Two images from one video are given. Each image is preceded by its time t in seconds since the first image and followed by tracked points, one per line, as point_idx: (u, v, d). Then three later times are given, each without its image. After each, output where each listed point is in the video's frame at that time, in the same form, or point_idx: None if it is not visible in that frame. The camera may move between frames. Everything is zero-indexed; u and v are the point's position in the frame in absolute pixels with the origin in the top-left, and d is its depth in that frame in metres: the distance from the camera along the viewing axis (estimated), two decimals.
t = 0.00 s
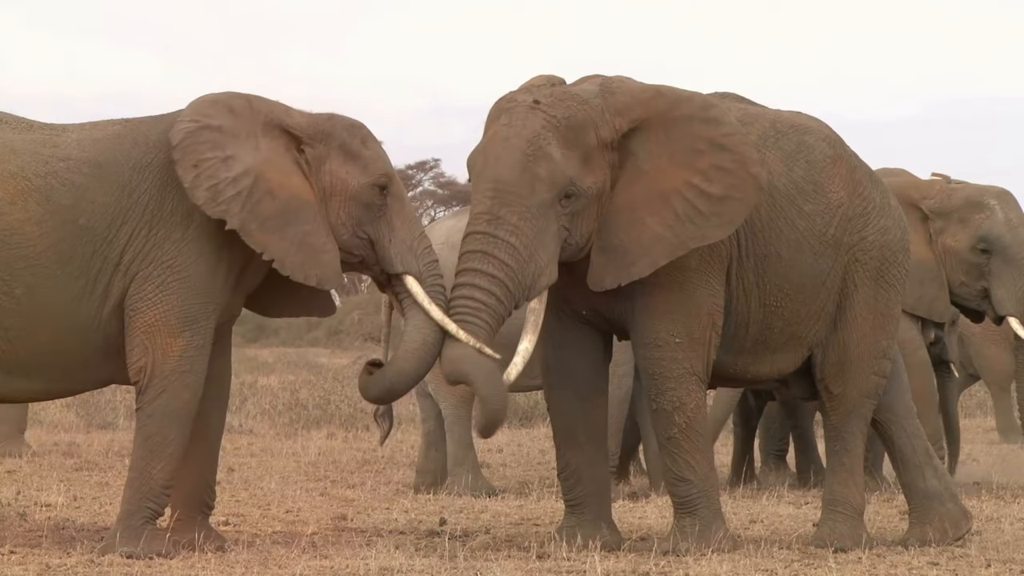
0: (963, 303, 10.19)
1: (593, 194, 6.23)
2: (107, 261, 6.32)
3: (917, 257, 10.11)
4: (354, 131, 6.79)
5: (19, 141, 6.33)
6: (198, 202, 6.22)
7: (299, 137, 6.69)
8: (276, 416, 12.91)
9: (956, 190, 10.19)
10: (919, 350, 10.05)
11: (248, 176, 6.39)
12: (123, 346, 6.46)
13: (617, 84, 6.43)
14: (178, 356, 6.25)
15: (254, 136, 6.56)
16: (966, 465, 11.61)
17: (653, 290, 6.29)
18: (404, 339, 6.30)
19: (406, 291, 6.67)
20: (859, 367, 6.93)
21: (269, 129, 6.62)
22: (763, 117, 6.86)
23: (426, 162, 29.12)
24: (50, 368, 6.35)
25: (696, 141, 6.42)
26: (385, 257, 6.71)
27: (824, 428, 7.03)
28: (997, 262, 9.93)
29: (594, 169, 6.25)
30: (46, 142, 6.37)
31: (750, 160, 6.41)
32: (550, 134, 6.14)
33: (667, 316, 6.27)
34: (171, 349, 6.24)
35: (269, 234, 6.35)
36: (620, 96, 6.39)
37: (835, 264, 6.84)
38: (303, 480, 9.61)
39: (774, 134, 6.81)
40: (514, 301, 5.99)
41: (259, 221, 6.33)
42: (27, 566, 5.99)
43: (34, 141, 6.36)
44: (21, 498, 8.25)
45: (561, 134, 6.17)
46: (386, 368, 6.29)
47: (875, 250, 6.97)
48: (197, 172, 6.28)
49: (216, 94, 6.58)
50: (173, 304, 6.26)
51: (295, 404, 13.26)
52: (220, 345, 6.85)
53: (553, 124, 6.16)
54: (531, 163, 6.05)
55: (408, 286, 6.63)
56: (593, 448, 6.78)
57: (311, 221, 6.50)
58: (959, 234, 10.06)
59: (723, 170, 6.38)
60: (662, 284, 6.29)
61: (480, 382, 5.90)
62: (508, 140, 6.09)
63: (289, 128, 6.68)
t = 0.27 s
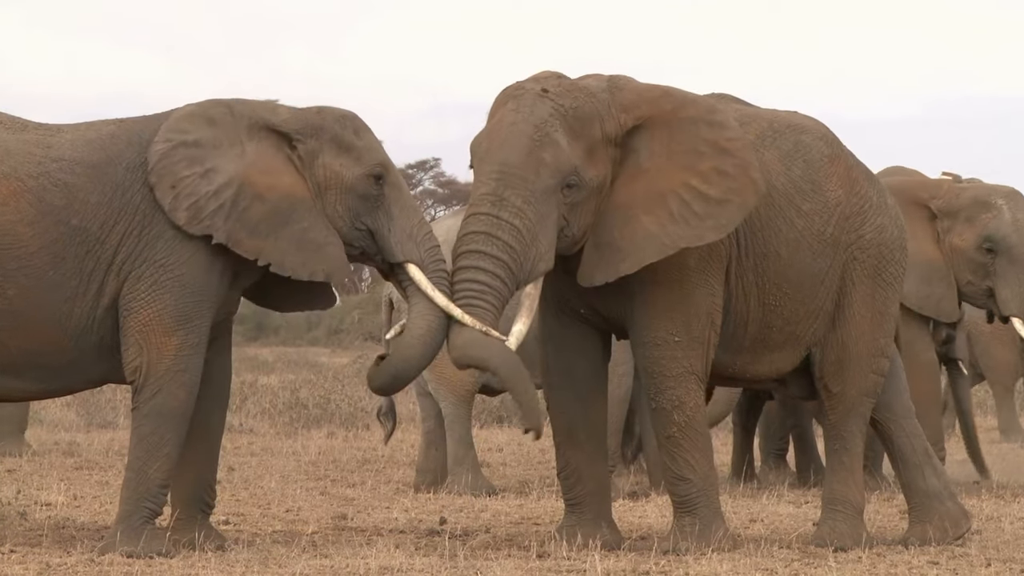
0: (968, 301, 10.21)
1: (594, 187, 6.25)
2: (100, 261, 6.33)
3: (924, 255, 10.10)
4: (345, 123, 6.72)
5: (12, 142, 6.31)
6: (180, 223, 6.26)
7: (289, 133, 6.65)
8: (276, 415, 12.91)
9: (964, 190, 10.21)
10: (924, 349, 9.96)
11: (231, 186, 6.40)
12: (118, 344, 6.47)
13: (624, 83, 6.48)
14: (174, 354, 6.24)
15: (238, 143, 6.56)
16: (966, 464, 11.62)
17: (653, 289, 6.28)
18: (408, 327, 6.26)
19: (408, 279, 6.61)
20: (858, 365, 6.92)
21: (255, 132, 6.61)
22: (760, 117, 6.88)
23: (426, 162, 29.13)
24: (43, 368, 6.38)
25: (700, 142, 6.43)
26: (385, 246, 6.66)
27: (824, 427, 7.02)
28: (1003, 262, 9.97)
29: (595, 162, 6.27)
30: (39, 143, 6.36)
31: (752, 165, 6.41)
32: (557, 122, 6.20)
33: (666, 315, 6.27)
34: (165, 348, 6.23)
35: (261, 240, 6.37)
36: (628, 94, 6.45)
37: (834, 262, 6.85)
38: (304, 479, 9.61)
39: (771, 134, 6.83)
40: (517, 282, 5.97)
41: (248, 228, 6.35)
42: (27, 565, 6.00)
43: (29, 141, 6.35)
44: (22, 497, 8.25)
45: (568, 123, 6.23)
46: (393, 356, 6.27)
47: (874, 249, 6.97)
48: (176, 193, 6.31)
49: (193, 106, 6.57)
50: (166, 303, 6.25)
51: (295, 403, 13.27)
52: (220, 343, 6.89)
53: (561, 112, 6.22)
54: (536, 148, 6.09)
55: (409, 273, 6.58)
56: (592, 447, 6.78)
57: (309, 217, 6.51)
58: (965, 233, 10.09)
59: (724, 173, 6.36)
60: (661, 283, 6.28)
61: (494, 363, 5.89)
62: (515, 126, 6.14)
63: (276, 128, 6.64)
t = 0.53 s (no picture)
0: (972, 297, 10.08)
1: (593, 182, 6.25)
2: (91, 260, 6.31)
3: (928, 251, 9.95)
4: (336, 115, 6.70)
5: (2, 143, 6.32)
6: (174, 226, 6.26)
7: (280, 128, 6.60)
8: (276, 415, 12.91)
9: (971, 186, 10.05)
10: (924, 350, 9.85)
11: (223, 186, 6.38)
12: (111, 343, 6.45)
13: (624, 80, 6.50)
14: (170, 353, 6.23)
15: (228, 141, 6.53)
16: (967, 464, 11.62)
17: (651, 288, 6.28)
18: (412, 322, 6.33)
19: (405, 270, 6.63)
20: (856, 363, 6.92)
21: (245, 129, 6.57)
22: (757, 117, 6.88)
23: (427, 162, 29.12)
24: (35, 367, 6.37)
25: (701, 139, 6.45)
26: (380, 237, 6.66)
27: (823, 426, 7.01)
28: (1006, 260, 9.82)
29: (595, 157, 6.28)
30: (30, 144, 6.36)
31: (757, 163, 6.43)
32: (556, 116, 6.21)
33: (664, 315, 6.26)
34: (160, 348, 6.22)
35: (255, 238, 6.36)
36: (628, 91, 6.46)
37: (832, 261, 6.84)
38: (303, 479, 9.61)
39: (768, 133, 6.82)
40: (516, 271, 5.99)
41: (241, 226, 6.33)
42: (26, 565, 6.00)
43: (19, 143, 6.35)
44: (22, 498, 8.25)
45: (568, 117, 6.24)
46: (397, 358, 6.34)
47: (872, 247, 6.96)
48: (167, 196, 6.29)
49: (181, 107, 6.55)
50: (159, 302, 6.22)
51: (295, 403, 13.27)
52: (218, 341, 6.86)
53: (561, 106, 6.24)
54: (536, 140, 6.10)
55: (406, 265, 6.60)
56: (592, 447, 6.78)
57: (305, 212, 6.51)
58: (968, 230, 9.93)
59: (727, 168, 6.39)
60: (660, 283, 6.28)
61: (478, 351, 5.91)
62: (515, 117, 6.15)
63: (265, 123, 6.60)
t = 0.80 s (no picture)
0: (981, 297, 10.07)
1: (587, 172, 6.27)
2: (83, 258, 6.30)
3: (934, 250, 9.95)
4: (323, 104, 6.70)
5: None
6: (168, 212, 6.22)
7: (268, 117, 6.60)
8: (276, 415, 12.91)
9: (977, 184, 10.03)
10: (929, 351, 9.83)
11: (215, 173, 6.36)
12: (104, 341, 6.45)
13: (620, 74, 6.54)
14: (168, 352, 6.23)
15: (218, 131, 6.52)
16: (966, 463, 11.62)
17: (648, 287, 6.27)
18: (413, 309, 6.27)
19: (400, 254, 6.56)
20: (854, 362, 6.92)
21: (234, 118, 6.56)
22: (753, 116, 6.87)
23: (426, 161, 29.12)
24: (28, 365, 6.38)
25: (695, 132, 6.44)
26: (374, 222, 6.61)
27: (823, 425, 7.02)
28: (1012, 258, 9.76)
29: (590, 147, 6.30)
30: (20, 143, 6.35)
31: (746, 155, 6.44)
32: (551, 104, 6.23)
33: (662, 313, 6.25)
34: (157, 346, 6.22)
35: (250, 224, 6.34)
36: (624, 85, 6.49)
37: (829, 259, 6.83)
38: (303, 479, 9.61)
39: (764, 133, 6.81)
40: (512, 255, 5.95)
41: (236, 212, 6.31)
42: (26, 565, 6.00)
43: (9, 141, 6.34)
44: (22, 497, 8.24)
45: (563, 105, 6.26)
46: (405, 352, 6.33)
47: (870, 245, 6.95)
48: (160, 183, 6.26)
49: (170, 98, 6.53)
50: (153, 300, 6.21)
51: (295, 403, 13.26)
52: (216, 339, 6.84)
53: (557, 94, 6.26)
54: (531, 125, 6.12)
55: (402, 248, 6.52)
56: (591, 446, 6.78)
57: (295, 200, 6.47)
58: (975, 228, 9.90)
59: (721, 161, 6.39)
60: (657, 281, 6.27)
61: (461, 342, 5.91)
62: (511, 104, 6.17)
63: (254, 112, 6.59)
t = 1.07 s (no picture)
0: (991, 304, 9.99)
1: (586, 164, 6.29)
2: (75, 264, 6.29)
3: (943, 256, 9.97)
4: (310, 100, 6.68)
5: None
6: (157, 217, 6.24)
7: (256, 114, 6.60)
8: (276, 421, 12.91)
9: (984, 190, 10.06)
10: (932, 357, 9.81)
11: (203, 174, 6.37)
12: (96, 346, 6.45)
13: (615, 75, 6.54)
14: (164, 356, 6.23)
15: (205, 130, 6.52)
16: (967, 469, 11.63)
17: (646, 292, 6.28)
18: (420, 298, 6.29)
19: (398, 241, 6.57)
20: (855, 368, 6.92)
21: (220, 118, 6.56)
22: (750, 121, 6.87)
23: (427, 167, 29.13)
24: (20, 372, 6.36)
25: (693, 130, 6.46)
26: (369, 212, 6.61)
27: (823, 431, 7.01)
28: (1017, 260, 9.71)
29: (587, 139, 6.32)
30: (11, 148, 6.34)
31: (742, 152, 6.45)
32: (549, 95, 6.25)
33: (660, 318, 6.26)
34: (153, 352, 6.21)
35: (240, 224, 6.34)
36: (619, 83, 6.50)
37: (827, 264, 6.83)
38: (304, 485, 9.61)
39: (761, 139, 6.80)
40: (514, 239, 5.95)
41: (225, 213, 6.32)
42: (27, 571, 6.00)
43: None
44: (23, 503, 8.24)
45: (560, 98, 6.29)
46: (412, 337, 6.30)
47: (868, 250, 6.94)
48: (148, 188, 6.29)
49: (156, 101, 6.53)
50: (148, 305, 6.21)
51: (296, 408, 13.26)
52: (209, 346, 6.84)
53: (554, 87, 6.29)
54: (529, 114, 6.15)
55: (398, 236, 6.53)
56: (591, 452, 6.77)
57: (284, 196, 6.48)
58: (981, 233, 9.92)
59: (718, 159, 6.40)
60: (654, 285, 6.28)
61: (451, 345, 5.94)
62: (509, 96, 6.21)
63: (241, 110, 6.59)
